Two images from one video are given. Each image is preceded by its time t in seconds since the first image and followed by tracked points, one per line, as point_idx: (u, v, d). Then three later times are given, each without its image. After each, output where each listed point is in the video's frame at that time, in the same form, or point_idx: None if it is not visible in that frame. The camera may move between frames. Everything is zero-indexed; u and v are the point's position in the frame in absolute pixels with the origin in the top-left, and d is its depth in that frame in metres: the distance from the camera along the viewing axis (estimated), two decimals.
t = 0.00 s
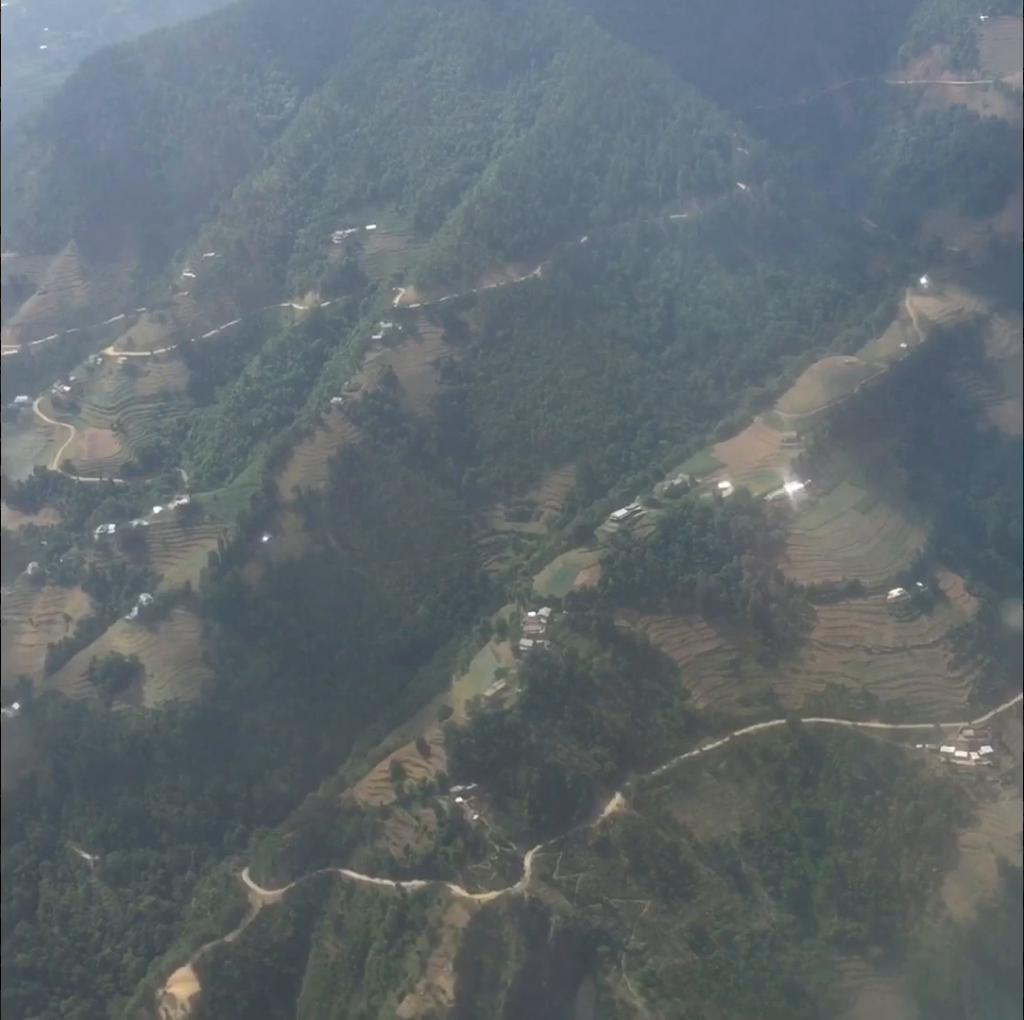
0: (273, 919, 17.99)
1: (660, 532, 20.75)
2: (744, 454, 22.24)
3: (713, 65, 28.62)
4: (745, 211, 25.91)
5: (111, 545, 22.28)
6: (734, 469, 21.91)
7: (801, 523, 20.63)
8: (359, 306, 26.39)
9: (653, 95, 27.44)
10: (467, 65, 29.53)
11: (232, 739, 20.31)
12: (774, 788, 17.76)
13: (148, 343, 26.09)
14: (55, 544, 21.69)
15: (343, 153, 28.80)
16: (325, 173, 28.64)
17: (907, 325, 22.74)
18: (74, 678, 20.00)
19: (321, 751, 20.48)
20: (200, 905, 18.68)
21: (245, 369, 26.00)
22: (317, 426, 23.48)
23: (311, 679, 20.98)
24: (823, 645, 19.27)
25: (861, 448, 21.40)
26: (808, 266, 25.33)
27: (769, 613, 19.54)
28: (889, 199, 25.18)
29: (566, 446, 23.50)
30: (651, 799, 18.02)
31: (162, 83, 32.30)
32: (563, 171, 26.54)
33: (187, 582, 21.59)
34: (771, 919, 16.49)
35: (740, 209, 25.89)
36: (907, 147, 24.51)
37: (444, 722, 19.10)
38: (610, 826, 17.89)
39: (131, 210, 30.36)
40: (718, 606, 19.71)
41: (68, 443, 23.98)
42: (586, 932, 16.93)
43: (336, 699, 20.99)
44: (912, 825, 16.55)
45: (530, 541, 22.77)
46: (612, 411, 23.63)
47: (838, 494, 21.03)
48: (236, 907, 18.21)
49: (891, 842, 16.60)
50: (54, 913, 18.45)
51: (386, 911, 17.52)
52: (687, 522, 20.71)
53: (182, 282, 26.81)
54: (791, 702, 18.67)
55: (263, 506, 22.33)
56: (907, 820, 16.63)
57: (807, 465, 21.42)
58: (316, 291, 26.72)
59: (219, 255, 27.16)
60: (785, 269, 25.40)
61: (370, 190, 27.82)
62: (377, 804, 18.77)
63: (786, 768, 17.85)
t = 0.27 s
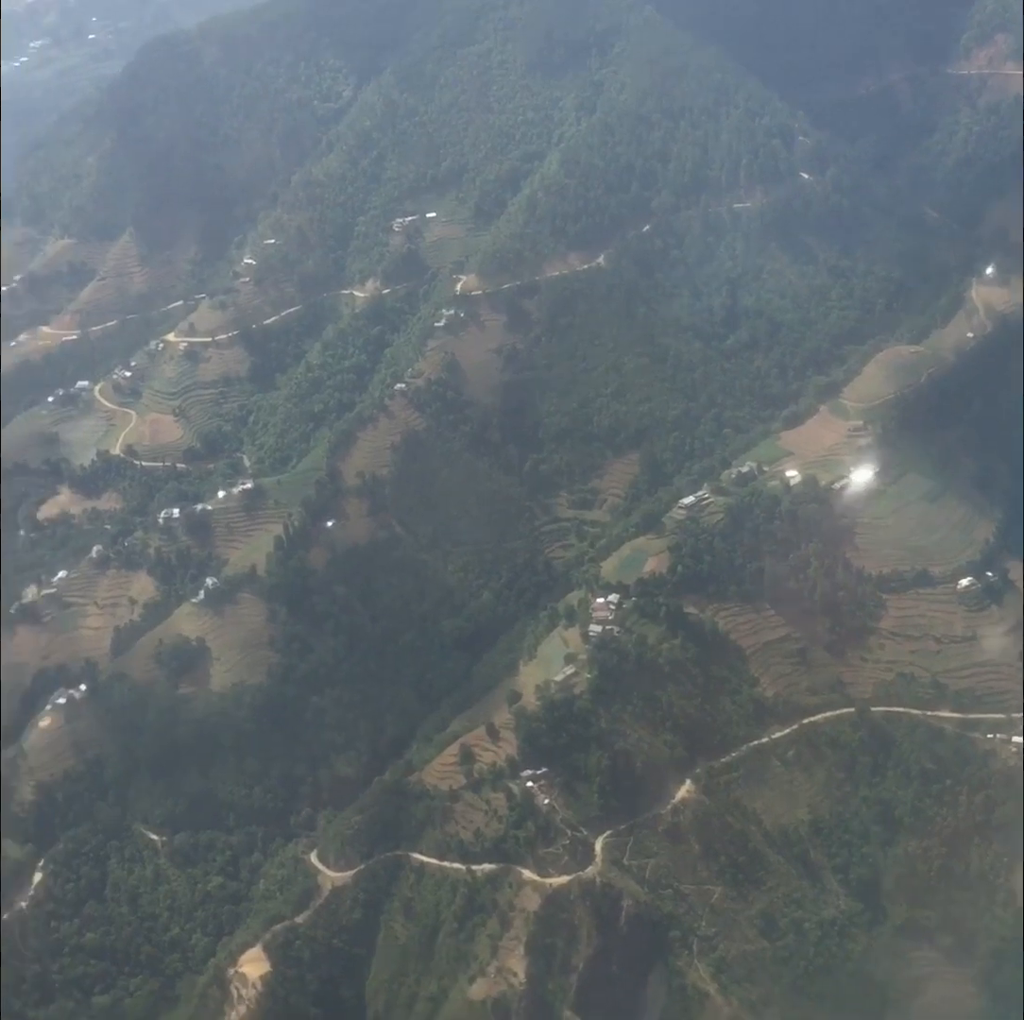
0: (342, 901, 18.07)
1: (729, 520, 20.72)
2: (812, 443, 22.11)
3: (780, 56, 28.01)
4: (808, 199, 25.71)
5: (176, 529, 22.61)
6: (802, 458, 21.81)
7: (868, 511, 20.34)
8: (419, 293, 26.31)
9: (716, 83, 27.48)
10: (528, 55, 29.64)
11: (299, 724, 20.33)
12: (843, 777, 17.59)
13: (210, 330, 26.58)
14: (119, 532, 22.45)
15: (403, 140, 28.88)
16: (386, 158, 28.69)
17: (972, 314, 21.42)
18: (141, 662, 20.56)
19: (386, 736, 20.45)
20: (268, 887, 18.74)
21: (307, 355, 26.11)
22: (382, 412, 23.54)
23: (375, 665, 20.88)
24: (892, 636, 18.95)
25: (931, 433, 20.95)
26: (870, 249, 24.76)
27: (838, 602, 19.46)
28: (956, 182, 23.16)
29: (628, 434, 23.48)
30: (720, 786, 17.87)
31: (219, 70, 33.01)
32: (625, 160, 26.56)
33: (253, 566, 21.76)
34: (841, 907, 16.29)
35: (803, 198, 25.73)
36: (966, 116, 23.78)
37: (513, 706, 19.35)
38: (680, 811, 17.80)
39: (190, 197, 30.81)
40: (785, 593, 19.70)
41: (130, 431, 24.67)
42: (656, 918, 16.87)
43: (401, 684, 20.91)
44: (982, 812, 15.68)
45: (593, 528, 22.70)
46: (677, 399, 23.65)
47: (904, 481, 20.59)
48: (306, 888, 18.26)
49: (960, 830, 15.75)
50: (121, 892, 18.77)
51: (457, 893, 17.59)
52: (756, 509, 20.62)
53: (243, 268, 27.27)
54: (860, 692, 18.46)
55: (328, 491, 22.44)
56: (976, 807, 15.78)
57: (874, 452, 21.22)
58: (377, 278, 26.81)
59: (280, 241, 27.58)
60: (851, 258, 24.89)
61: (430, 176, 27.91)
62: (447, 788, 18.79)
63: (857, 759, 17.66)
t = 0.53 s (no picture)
0: (408, 890, 18.19)
1: (791, 515, 20.71)
2: (873, 437, 21.70)
3: (830, 54, 26.85)
4: (866, 194, 25.25)
5: (236, 520, 22.92)
6: (863, 452, 21.47)
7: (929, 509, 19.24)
8: (475, 289, 26.36)
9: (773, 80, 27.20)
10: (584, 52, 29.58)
11: (361, 715, 20.43)
12: (906, 774, 17.35)
13: (266, 323, 26.80)
14: (179, 524, 22.98)
15: (457, 136, 28.98)
16: (440, 153, 28.86)
17: None
18: (205, 653, 20.94)
19: (447, 728, 20.58)
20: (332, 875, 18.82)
21: (364, 348, 26.23)
22: (440, 406, 23.63)
23: (435, 657, 20.94)
24: (956, 631, 18.06)
25: (993, 409, 19.63)
26: (926, 248, 23.97)
27: (901, 597, 19.01)
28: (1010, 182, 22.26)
29: (685, 429, 23.57)
30: (786, 779, 17.90)
31: (273, 67, 33.42)
32: (681, 157, 26.57)
33: (315, 556, 21.90)
34: (906, 901, 16.11)
35: (861, 193, 25.28)
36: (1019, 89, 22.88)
37: (580, 699, 19.45)
38: (746, 802, 17.84)
39: (243, 193, 31.12)
40: (847, 588, 19.55)
41: (187, 423, 25.25)
42: (724, 910, 16.79)
43: (461, 676, 21.01)
44: None
45: (651, 524, 22.80)
46: (736, 394, 23.69)
47: (968, 475, 18.94)
48: (371, 877, 18.35)
49: None
50: (186, 880, 19.08)
51: (523, 884, 17.65)
52: (818, 504, 20.55)
53: (298, 262, 27.45)
54: (924, 686, 18.08)
55: (388, 483, 22.56)
56: None
57: (936, 445, 20.24)
58: (432, 273, 26.88)
59: (335, 236, 27.72)
60: (908, 253, 24.35)
61: (484, 172, 28.00)
62: (513, 778, 18.94)
63: (919, 754, 17.40)
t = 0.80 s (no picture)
0: (466, 879, 18.17)
1: (846, 505, 20.66)
2: (929, 429, 21.58)
3: (879, 42, 26.83)
4: (915, 189, 25.14)
5: (288, 511, 22.98)
6: (918, 444, 21.39)
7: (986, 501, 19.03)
8: (524, 280, 26.54)
9: (821, 74, 27.14)
10: (630, 44, 29.52)
11: (415, 705, 20.43)
12: (965, 766, 16.81)
13: (312, 315, 26.82)
14: (231, 516, 23.16)
15: (501, 129, 28.98)
16: (485, 146, 28.82)
17: None
18: (258, 643, 20.96)
19: (501, 720, 20.54)
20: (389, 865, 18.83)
21: (411, 340, 26.24)
22: (490, 398, 23.58)
23: (490, 645, 21.00)
24: (1014, 622, 18.03)
25: None
26: (976, 240, 23.50)
27: (957, 587, 18.59)
28: None
29: (735, 423, 23.61)
30: (844, 769, 17.83)
31: (315, 58, 33.28)
32: (729, 149, 26.40)
33: (368, 547, 21.93)
34: (964, 893, 15.35)
35: (910, 186, 25.24)
36: None
37: (638, 690, 19.48)
38: (806, 793, 17.85)
39: (287, 186, 31.22)
40: (904, 580, 19.33)
41: (235, 414, 25.40)
42: (784, 902, 16.85)
43: (513, 669, 20.92)
44: None
45: (703, 516, 22.84)
46: (787, 387, 23.68)
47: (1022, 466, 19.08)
48: (429, 868, 18.36)
49: None
50: (242, 869, 19.17)
51: (582, 872, 17.77)
52: (873, 496, 20.38)
53: (344, 255, 27.43)
54: (983, 679, 17.82)
55: (439, 474, 22.53)
56: None
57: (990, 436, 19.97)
58: (478, 266, 26.88)
59: (381, 228, 27.66)
60: (957, 247, 23.99)
61: (530, 166, 27.99)
62: (571, 769, 19.02)
63: (979, 747, 16.92)
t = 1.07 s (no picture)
0: (516, 860, 18.22)
1: (891, 487, 20.57)
2: (975, 411, 20.97)
3: (917, 30, 26.84)
4: (952, 172, 24.82)
5: (329, 495, 23.09)
6: (961, 425, 20.78)
7: None
8: (559, 263, 26.39)
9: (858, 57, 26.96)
10: (665, 27, 29.35)
11: (461, 688, 20.44)
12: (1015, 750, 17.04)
13: (348, 299, 26.88)
14: (272, 499, 23.36)
15: (534, 113, 28.94)
16: (518, 130, 28.80)
17: None
18: (302, 627, 21.17)
19: (546, 702, 20.51)
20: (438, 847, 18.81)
21: (448, 323, 26.21)
22: (530, 381, 23.61)
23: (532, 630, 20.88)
24: None
25: None
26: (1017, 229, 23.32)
27: (1005, 573, 18.64)
28: None
29: (775, 403, 23.41)
30: (893, 749, 17.84)
31: (344, 46, 33.58)
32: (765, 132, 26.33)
33: (411, 529, 21.97)
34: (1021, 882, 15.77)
35: (946, 169, 24.91)
36: None
37: (688, 669, 19.48)
38: (855, 774, 17.87)
39: (318, 171, 31.26)
40: (950, 561, 19.11)
41: (273, 399, 25.58)
42: (838, 884, 16.77)
43: (556, 651, 20.92)
44: None
45: (745, 501, 22.76)
46: (827, 368, 23.52)
47: None
48: (478, 849, 18.40)
49: None
50: (290, 850, 19.23)
51: (634, 854, 17.82)
52: (917, 477, 20.25)
53: (379, 240, 27.59)
54: None
55: (480, 457, 22.59)
56: None
57: None
58: (513, 249, 26.83)
59: (416, 213, 27.78)
60: (995, 231, 23.60)
61: (565, 149, 27.94)
62: (621, 750, 18.96)
63: None
